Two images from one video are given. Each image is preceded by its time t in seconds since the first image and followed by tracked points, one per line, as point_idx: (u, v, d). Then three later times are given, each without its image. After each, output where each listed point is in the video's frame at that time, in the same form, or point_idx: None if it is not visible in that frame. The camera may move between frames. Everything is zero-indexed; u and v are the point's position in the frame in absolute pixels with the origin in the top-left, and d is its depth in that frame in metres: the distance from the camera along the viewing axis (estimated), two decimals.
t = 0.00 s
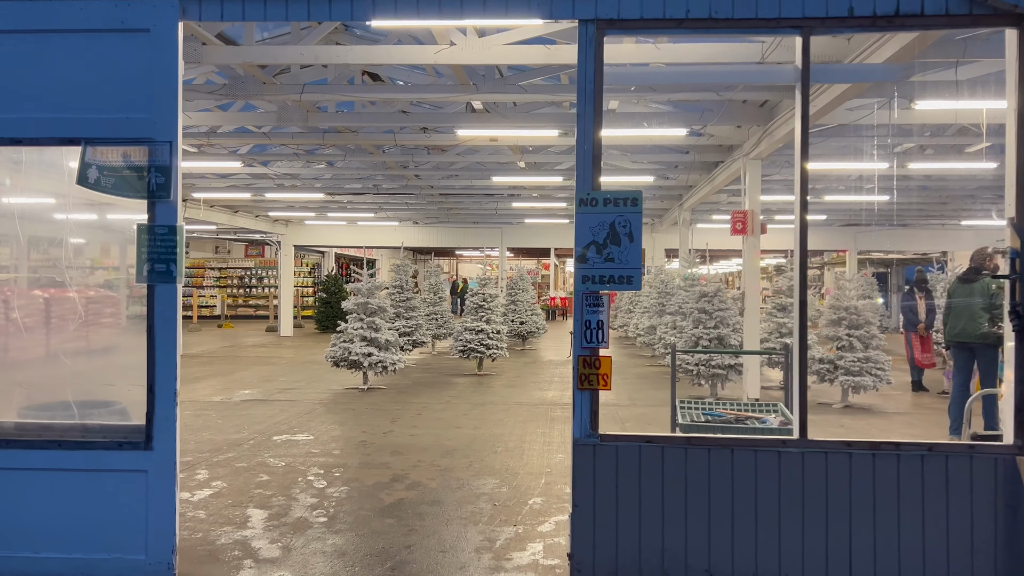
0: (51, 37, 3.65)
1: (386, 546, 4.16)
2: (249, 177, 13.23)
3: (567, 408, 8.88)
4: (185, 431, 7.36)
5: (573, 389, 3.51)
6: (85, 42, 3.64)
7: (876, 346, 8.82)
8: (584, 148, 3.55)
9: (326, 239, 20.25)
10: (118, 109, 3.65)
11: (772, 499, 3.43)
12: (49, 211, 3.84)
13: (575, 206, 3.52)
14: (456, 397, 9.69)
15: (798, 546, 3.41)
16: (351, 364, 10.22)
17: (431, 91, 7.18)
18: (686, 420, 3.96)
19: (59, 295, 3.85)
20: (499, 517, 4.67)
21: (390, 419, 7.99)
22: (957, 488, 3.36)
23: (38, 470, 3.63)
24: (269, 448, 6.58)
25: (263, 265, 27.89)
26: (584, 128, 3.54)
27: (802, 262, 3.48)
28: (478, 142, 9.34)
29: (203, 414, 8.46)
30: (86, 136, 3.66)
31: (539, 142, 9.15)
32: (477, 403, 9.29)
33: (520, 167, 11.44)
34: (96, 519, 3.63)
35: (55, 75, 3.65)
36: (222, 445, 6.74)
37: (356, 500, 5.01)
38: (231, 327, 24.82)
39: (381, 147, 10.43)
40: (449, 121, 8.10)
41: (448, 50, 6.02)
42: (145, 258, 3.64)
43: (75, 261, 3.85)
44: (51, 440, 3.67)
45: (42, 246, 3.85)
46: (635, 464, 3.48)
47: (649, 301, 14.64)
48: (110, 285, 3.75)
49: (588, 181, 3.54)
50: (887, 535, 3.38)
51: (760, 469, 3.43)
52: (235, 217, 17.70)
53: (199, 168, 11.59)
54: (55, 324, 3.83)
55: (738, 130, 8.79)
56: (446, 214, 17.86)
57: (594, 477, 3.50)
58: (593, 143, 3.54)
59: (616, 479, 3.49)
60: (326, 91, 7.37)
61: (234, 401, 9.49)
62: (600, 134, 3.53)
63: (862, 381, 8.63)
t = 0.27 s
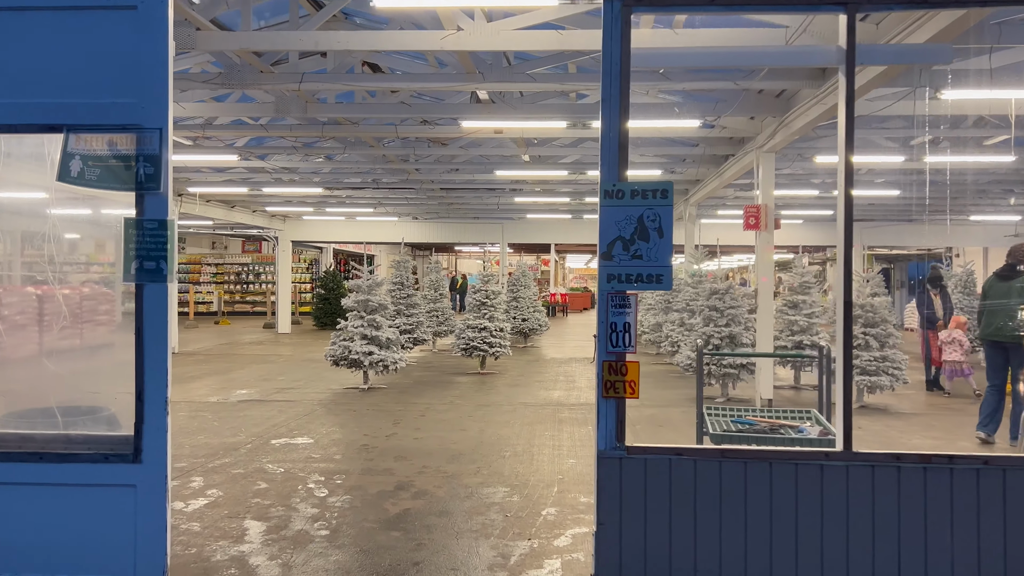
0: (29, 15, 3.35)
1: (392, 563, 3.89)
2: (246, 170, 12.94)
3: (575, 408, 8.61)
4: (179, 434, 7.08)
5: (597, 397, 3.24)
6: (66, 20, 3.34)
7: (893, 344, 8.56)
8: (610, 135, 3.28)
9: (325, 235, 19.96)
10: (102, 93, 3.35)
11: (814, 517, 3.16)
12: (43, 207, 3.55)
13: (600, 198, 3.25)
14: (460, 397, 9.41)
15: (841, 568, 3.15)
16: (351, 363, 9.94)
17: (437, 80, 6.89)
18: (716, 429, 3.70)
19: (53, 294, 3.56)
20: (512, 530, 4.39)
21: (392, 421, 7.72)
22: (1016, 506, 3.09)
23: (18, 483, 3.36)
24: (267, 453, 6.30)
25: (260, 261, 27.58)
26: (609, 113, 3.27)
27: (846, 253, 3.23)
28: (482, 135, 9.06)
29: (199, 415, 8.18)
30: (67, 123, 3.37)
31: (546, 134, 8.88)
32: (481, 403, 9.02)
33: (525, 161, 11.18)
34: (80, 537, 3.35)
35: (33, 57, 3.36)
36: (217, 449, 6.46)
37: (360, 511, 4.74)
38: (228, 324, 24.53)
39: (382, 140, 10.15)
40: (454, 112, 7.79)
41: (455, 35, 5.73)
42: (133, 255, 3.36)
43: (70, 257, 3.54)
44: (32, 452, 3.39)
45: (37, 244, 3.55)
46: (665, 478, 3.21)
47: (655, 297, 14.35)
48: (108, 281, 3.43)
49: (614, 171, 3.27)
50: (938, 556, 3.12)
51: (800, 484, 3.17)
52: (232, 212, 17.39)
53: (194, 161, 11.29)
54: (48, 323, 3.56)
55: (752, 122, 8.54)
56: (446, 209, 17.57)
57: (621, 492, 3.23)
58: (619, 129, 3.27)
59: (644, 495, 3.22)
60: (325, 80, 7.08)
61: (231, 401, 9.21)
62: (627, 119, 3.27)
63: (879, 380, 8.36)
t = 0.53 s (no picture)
0: None
1: None
2: (243, 162, 12.67)
3: (583, 406, 8.36)
4: (174, 434, 6.80)
5: (626, 400, 2.98)
6: None
7: (911, 340, 8.31)
8: (641, 114, 3.01)
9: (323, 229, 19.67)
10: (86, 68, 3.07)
11: (864, 529, 2.91)
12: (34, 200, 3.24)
13: (630, 183, 2.99)
14: (464, 395, 9.16)
15: None
16: (351, 360, 9.67)
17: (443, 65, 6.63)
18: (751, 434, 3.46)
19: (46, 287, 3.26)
20: (526, 538, 4.13)
21: (395, 420, 7.46)
22: None
23: None
24: (266, 454, 6.04)
25: (258, 256, 27.27)
26: (640, 90, 3.01)
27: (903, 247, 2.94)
28: (486, 124, 8.80)
29: (194, 414, 7.91)
30: (49, 101, 3.09)
31: (553, 124, 8.63)
32: (486, 400, 8.77)
33: (529, 152, 10.93)
34: (64, 552, 3.08)
35: (11, 29, 3.07)
36: (214, 450, 6.20)
37: (364, 517, 4.48)
38: (225, 320, 24.25)
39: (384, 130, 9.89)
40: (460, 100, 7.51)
41: (463, 16, 5.47)
42: (120, 244, 3.08)
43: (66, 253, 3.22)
44: (11, 459, 3.12)
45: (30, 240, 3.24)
46: (701, 488, 2.96)
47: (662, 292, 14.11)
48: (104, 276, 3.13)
49: (645, 154, 3.01)
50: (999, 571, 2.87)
51: (848, 493, 2.92)
52: (229, 206, 17.10)
53: (190, 153, 11.01)
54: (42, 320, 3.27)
55: (766, 111, 8.30)
56: (447, 203, 17.31)
57: (654, 503, 2.97)
58: (652, 108, 3.01)
59: (679, 506, 2.96)
60: (326, 65, 6.80)
61: (228, 399, 8.95)
62: (659, 94, 3.00)
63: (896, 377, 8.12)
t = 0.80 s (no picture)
0: None
1: None
2: (240, 155, 12.41)
3: (590, 407, 8.12)
4: (168, 437, 6.55)
5: (658, 408, 2.74)
6: None
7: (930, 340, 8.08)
8: (675, 95, 2.76)
9: (321, 225, 19.42)
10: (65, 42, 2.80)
11: (918, 549, 2.66)
12: (29, 196, 2.98)
13: (661, 169, 2.74)
14: (467, 394, 8.90)
15: None
16: (351, 359, 9.42)
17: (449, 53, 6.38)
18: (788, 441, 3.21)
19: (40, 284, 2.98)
20: (541, 552, 3.88)
21: (397, 421, 7.21)
22: None
23: None
24: (264, 459, 5.78)
25: (255, 253, 27.01)
26: (673, 68, 2.76)
27: (962, 242, 2.71)
28: (489, 116, 8.56)
29: (189, 416, 7.65)
30: (25, 79, 2.82)
31: (559, 115, 8.38)
32: (490, 400, 8.52)
33: (533, 145, 10.70)
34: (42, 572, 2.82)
35: None
36: (210, 453, 5.94)
37: (369, 527, 4.23)
38: (222, 317, 23.99)
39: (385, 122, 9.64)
40: (465, 89, 7.25)
41: None
42: (103, 237, 2.82)
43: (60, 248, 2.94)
44: None
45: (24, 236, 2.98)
46: (739, 503, 2.71)
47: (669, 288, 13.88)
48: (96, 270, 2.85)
49: (678, 137, 2.76)
50: None
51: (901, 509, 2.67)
52: (225, 201, 16.82)
53: (185, 145, 10.73)
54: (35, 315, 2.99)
55: (779, 102, 8.07)
56: (447, 198, 17.06)
57: (687, 520, 2.72)
58: (686, 87, 2.75)
59: (716, 523, 2.71)
60: (325, 52, 6.53)
61: (225, 399, 8.70)
62: (695, 71, 2.75)
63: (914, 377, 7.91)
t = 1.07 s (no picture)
0: None
1: None
2: (236, 147, 12.13)
3: (596, 405, 7.87)
4: (159, 437, 6.28)
5: (691, 410, 2.49)
6: None
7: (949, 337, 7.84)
8: (710, 66, 2.51)
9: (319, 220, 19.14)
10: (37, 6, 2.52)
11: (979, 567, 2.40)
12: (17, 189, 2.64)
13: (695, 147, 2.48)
14: (469, 392, 8.65)
15: None
16: (350, 356, 9.16)
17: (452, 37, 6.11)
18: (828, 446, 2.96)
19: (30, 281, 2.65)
20: (554, 563, 3.62)
21: (398, 421, 6.95)
22: None
23: None
24: (259, 461, 5.52)
25: (251, 249, 26.71)
26: (708, 36, 2.50)
27: None
28: (492, 105, 8.31)
29: (182, 415, 7.38)
30: None
31: (564, 104, 8.12)
32: (492, 399, 8.26)
33: (536, 137, 10.44)
34: None
35: None
36: (203, 455, 5.67)
37: (370, 536, 3.97)
38: (218, 313, 23.71)
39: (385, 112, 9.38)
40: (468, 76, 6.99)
41: None
42: (78, 223, 2.56)
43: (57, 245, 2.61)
44: None
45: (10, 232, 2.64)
46: (781, 515, 2.45)
47: (674, 284, 13.64)
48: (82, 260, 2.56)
49: (714, 113, 2.51)
50: None
51: (960, 523, 2.41)
52: (221, 196, 16.53)
53: (179, 136, 10.45)
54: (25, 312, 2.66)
55: (792, 91, 7.84)
56: (446, 193, 16.80)
57: (723, 533, 2.46)
58: (722, 57, 2.50)
59: (755, 537, 2.45)
60: (323, 37, 6.26)
61: (220, 397, 8.43)
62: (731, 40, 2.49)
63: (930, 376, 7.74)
